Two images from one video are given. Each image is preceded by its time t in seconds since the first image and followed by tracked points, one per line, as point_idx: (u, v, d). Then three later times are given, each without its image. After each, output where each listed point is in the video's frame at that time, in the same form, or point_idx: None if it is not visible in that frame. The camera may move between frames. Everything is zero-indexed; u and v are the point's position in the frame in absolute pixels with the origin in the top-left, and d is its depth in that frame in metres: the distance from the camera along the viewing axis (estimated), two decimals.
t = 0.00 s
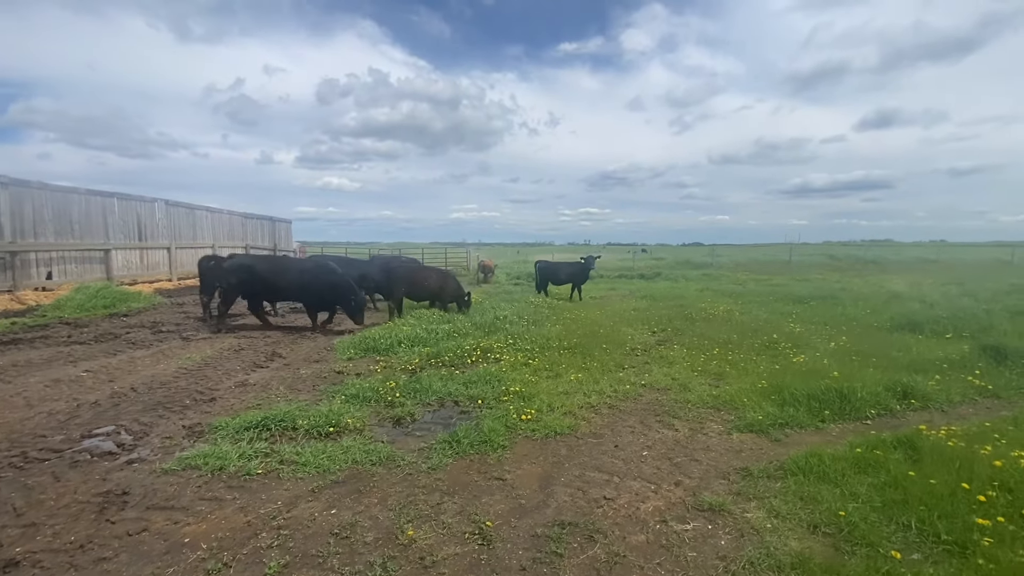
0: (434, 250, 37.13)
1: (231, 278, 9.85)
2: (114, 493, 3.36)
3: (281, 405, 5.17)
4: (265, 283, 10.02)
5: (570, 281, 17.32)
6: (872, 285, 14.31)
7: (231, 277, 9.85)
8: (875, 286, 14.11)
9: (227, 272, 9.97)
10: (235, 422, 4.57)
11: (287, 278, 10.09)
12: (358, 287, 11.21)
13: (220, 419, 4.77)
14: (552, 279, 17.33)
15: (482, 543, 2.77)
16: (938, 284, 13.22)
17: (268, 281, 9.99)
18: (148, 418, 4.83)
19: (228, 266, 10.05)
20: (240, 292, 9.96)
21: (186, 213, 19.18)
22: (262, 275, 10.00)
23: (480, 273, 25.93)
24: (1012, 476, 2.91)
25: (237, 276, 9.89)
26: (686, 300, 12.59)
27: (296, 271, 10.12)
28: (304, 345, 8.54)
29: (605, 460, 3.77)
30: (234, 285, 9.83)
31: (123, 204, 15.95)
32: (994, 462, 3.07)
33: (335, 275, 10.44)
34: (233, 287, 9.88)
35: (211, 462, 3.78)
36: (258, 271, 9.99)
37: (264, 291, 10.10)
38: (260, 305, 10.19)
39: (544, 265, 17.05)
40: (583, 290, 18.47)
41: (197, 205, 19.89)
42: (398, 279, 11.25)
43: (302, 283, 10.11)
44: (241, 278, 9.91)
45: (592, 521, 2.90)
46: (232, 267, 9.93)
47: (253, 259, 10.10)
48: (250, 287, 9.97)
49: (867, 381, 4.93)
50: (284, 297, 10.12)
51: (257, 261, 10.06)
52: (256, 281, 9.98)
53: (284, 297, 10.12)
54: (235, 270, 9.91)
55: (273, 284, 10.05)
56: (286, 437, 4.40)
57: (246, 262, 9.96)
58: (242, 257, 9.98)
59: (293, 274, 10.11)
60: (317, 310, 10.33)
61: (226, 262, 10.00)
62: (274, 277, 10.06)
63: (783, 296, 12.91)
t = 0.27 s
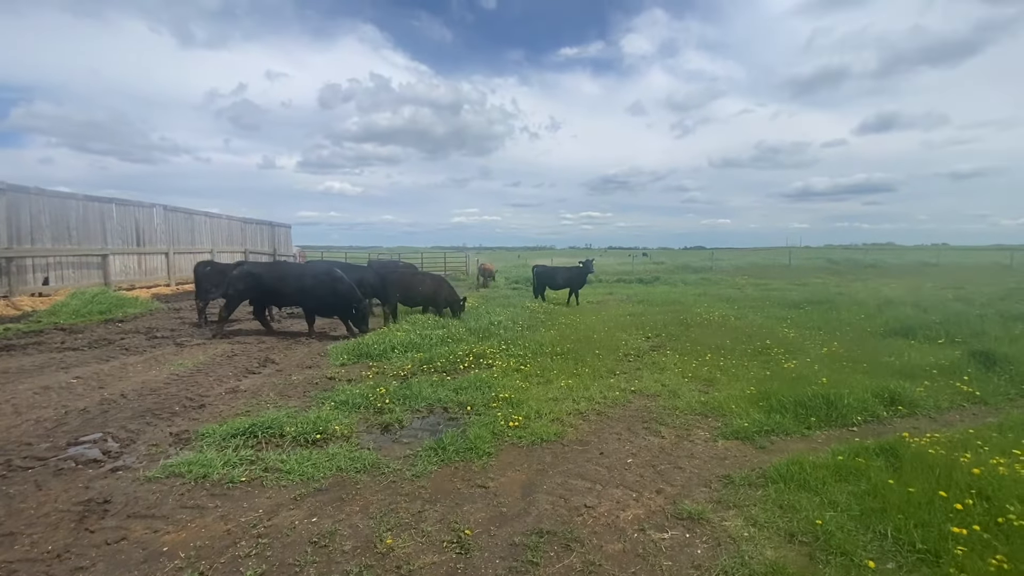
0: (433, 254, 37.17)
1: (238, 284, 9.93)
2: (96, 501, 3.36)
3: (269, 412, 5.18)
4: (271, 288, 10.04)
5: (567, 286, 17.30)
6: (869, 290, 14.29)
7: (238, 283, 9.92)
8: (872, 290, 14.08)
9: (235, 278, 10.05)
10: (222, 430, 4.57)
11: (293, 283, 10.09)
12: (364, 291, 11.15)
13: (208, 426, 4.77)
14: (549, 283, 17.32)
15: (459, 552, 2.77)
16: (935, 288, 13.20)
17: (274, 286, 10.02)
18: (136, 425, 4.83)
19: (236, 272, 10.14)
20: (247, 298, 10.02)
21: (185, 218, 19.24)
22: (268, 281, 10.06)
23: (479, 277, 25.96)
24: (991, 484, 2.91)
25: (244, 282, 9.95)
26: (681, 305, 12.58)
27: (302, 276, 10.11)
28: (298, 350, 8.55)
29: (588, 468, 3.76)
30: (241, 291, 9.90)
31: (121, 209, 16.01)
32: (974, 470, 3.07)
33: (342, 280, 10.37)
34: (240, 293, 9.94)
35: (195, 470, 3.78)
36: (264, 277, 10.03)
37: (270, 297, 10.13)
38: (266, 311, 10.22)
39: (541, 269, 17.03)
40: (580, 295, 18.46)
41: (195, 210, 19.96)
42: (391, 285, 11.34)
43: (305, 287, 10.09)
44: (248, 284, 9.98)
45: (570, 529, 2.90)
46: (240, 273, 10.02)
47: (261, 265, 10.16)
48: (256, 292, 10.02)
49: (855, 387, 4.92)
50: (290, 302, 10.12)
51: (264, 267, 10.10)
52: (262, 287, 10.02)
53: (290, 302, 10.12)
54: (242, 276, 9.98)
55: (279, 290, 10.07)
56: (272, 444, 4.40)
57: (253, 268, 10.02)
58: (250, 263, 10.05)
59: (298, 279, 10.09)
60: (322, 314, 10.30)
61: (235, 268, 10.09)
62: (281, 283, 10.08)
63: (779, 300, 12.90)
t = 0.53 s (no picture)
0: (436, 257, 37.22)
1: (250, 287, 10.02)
2: (91, 505, 3.38)
3: (267, 416, 5.19)
4: (281, 292, 10.09)
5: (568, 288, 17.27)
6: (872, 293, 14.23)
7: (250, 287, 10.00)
8: (876, 293, 13.99)
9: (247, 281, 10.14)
10: (218, 434, 4.58)
11: (302, 286, 10.12)
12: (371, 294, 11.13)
13: (205, 430, 4.79)
14: (551, 286, 17.29)
15: (450, 559, 2.76)
16: (939, 290, 13.10)
17: (284, 290, 10.07)
18: (134, 429, 4.86)
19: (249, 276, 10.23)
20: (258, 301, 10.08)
21: (189, 222, 19.35)
22: (278, 284, 10.12)
23: (482, 280, 25.83)
24: (987, 492, 2.89)
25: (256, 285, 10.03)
26: (683, 309, 12.55)
27: (311, 280, 10.14)
28: (298, 354, 8.57)
29: (583, 473, 3.75)
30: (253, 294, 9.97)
31: (125, 213, 16.11)
32: (970, 477, 3.05)
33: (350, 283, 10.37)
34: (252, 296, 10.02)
35: (191, 474, 3.79)
36: (275, 280, 10.09)
37: (279, 300, 10.18)
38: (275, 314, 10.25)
39: (542, 272, 17.00)
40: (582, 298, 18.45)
41: (199, 214, 20.06)
42: (389, 288, 11.39)
43: (314, 290, 10.11)
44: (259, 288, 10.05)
45: (562, 535, 2.89)
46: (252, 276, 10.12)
47: (272, 269, 10.23)
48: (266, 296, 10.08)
49: (853, 392, 4.89)
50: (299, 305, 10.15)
51: (275, 270, 10.17)
52: (273, 290, 10.08)
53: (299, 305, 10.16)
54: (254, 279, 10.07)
55: (288, 293, 10.10)
56: (269, 448, 4.41)
57: (265, 271, 10.10)
58: (261, 266, 10.13)
59: (307, 282, 10.12)
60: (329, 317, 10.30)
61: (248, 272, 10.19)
62: (290, 286, 10.12)
63: (781, 303, 12.86)
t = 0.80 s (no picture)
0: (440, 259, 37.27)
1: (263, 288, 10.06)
2: (94, 506, 3.40)
3: (269, 417, 5.20)
4: (292, 293, 10.12)
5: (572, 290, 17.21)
6: (877, 295, 14.15)
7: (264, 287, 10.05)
8: (881, 295, 13.91)
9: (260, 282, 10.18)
10: (221, 435, 4.60)
11: (313, 288, 10.14)
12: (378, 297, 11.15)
13: (208, 431, 4.81)
14: (554, 288, 17.24)
15: (449, 561, 2.76)
16: (946, 292, 13.00)
17: (295, 291, 10.11)
18: (138, 430, 4.88)
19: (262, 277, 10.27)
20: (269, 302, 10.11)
21: (194, 224, 19.47)
22: (290, 285, 10.15)
23: (486, 282, 25.85)
24: (993, 495, 2.85)
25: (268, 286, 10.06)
26: (686, 310, 12.50)
27: (322, 282, 10.16)
28: (301, 355, 8.60)
29: (584, 475, 3.74)
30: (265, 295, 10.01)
31: (131, 216, 16.22)
32: (975, 480, 3.01)
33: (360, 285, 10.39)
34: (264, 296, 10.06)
35: (193, 475, 3.81)
36: (287, 281, 10.13)
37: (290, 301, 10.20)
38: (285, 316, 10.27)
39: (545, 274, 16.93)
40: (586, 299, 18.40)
41: (205, 216, 20.19)
42: (392, 290, 11.40)
43: (324, 293, 10.12)
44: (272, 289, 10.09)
45: (562, 538, 2.88)
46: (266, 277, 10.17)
47: (285, 270, 10.26)
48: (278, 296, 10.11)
49: (858, 394, 4.85)
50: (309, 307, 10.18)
51: (287, 271, 10.20)
52: (284, 291, 10.11)
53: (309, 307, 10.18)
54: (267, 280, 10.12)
55: (299, 294, 10.13)
56: (271, 449, 4.42)
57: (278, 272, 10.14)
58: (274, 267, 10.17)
59: (318, 284, 10.14)
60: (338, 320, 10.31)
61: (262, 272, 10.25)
62: (302, 288, 10.15)
63: (785, 305, 12.80)
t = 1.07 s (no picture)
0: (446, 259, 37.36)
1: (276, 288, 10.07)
2: (103, 503, 3.44)
3: (276, 417, 5.24)
4: (305, 294, 10.15)
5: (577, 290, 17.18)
6: (885, 295, 14.06)
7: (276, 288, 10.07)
8: (889, 295, 13.82)
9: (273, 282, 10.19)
10: (228, 434, 4.63)
11: (325, 289, 10.18)
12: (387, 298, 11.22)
13: (215, 430, 4.85)
14: (560, 288, 17.22)
15: (454, 559, 2.77)
16: (956, 292, 12.88)
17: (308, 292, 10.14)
18: (147, 428, 4.94)
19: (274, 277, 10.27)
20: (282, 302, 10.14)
21: (203, 225, 19.63)
22: (303, 286, 10.18)
23: (492, 282, 25.88)
24: (1000, 497, 2.83)
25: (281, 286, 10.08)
26: (692, 311, 12.47)
27: (334, 283, 10.19)
28: (308, 355, 8.65)
29: (588, 475, 3.75)
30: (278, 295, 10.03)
31: (140, 217, 16.38)
32: (982, 482, 2.99)
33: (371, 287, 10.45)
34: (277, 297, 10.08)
35: (201, 473, 3.84)
36: (300, 282, 10.15)
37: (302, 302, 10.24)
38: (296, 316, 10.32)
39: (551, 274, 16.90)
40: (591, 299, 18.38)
41: (213, 217, 20.35)
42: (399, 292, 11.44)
43: (336, 295, 10.18)
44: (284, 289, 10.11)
45: (566, 537, 2.89)
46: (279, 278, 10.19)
47: (297, 270, 10.26)
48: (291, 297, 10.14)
49: (864, 395, 4.82)
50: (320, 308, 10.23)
51: (300, 272, 10.22)
52: (297, 292, 10.14)
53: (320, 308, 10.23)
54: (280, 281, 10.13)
55: (312, 295, 10.16)
56: (277, 448, 4.45)
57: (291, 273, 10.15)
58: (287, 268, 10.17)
59: (330, 285, 10.18)
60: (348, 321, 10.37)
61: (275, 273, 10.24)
62: (314, 289, 10.18)
63: (792, 305, 12.73)
